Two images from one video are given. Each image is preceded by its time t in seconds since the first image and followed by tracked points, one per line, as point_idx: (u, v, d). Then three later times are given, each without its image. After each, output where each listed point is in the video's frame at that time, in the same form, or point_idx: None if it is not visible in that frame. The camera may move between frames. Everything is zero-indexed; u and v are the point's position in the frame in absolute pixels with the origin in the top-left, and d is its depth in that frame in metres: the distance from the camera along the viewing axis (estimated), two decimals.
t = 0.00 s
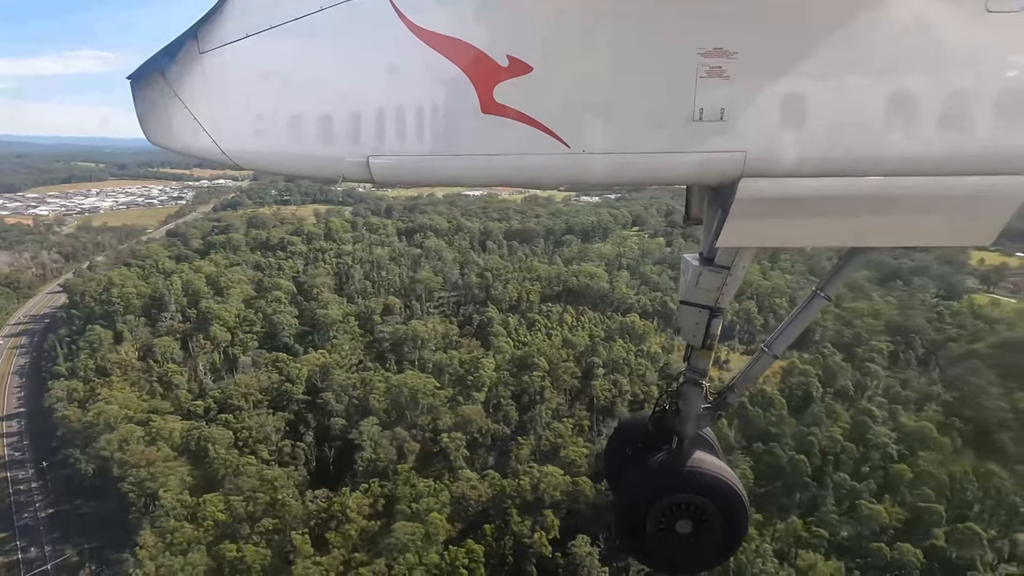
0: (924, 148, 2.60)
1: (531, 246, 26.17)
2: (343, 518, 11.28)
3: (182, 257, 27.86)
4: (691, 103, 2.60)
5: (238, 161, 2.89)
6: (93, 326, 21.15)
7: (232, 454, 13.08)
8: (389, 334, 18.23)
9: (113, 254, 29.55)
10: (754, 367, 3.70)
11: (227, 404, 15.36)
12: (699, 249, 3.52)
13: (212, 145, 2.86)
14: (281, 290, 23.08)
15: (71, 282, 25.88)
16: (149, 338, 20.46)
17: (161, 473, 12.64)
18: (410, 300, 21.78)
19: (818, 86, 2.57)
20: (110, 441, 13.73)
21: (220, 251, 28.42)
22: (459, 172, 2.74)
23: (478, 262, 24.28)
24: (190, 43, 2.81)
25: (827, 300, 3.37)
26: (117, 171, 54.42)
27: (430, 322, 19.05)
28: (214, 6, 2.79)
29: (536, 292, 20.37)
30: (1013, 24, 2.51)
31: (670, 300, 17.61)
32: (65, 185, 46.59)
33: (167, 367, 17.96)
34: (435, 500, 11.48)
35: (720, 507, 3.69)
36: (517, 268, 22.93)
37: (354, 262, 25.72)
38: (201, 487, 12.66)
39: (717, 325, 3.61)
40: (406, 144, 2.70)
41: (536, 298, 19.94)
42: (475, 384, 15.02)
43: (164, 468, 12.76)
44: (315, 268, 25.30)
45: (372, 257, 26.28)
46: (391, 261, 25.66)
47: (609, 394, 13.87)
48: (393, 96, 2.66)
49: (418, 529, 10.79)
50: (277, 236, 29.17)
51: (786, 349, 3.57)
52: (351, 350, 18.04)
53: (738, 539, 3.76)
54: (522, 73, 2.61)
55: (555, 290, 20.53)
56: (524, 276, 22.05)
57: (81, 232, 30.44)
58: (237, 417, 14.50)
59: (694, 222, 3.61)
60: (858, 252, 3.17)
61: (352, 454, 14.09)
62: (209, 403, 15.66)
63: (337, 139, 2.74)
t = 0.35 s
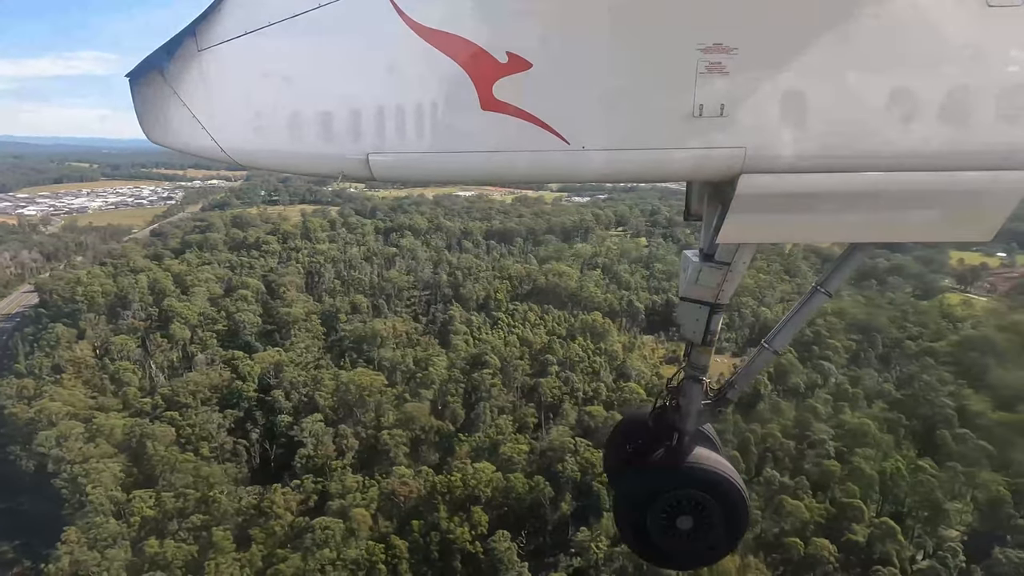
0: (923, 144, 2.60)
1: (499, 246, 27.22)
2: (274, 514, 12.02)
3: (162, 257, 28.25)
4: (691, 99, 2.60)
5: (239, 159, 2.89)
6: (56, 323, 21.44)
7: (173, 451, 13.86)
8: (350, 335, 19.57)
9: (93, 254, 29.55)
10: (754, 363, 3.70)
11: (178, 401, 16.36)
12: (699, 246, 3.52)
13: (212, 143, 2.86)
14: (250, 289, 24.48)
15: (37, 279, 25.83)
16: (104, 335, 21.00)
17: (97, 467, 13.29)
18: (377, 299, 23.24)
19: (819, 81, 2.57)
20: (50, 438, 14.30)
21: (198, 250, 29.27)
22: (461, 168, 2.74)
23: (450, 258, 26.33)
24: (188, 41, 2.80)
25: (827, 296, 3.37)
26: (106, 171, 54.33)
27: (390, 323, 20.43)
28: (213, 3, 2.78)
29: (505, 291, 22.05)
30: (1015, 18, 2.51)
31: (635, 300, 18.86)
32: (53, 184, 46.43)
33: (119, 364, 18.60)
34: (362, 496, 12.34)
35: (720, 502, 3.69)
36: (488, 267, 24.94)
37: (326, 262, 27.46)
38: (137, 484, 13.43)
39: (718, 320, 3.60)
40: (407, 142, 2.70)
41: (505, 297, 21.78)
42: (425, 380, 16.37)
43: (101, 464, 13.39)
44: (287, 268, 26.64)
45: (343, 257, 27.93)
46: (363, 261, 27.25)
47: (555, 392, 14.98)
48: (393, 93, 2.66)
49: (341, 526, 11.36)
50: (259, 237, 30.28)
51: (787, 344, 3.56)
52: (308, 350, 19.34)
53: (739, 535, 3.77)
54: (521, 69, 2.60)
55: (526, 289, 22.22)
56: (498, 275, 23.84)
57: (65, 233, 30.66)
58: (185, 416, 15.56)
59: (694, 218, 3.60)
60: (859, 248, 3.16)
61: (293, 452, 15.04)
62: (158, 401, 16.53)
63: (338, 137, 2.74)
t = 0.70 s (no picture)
0: (923, 146, 2.60)
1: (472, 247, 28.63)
2: (203, 511, 13.14)
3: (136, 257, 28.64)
4: (691, 101, 2.60)
5: (239, 162, 2.89)
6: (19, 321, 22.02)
7: (113, 448, 14.70)
8: (310, 333, 20.85)
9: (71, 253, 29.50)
10: (754, 366, 3.69)
11: (127, 399, 17.23)
12: (700, 248, 3.52)
13: (212, 145, 2.86)
14: (217, 287, 25.29)
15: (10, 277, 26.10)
16: (60, 333, 21.64)
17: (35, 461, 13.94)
18: (346, 299, 24.48)
19: (820, 82, 2.57)
20: None
21: (171, 249, 30.03)
22: (461, 171, 2.74)
23: (420, 259, 27.47)
24: (190, 44, 2.81)
25: (828, 298, 3.37)
26: (97, 170, 54.20)
27: (350, 322, 21.73)
28: (214, 6, 2.79)
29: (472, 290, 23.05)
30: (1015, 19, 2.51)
31: (600, 298, 20.96)
32: (40, 183, 46.30)
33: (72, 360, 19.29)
34: (288, 493, 13.58)
35: (721, 503, 3.68)
36: (460, 266, 26.14)
37: (296, 260, 28.49)
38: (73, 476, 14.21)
39: (718, 323, 3.61)
40: (407, 144, 2.70)
41: (473, 295, 22.91)
42: (372, 379, 17.68)
43: (40, 460, 14.04)
44: (257, 267, 27.49)
45: (313, 256, 29.10)
46: (333, 260, 28.27)
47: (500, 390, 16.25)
48: (393, 96, 2.66)
49: (263, 522, 12.55)
50: (238, 236, 31.13)
51: (787, 347, 3.56)
52: (265, 349, 20.41)
53: (739, 538, 3.76)
54: (521, 72, 2.61)
55: (495, 287, 23.53)
56: (468, 274, 25.09)
57: (48, 232, 30.73)
58: (132, 414, 16.40)
59: (695, 220, 3.60)
60: (858, 250, 3.17)
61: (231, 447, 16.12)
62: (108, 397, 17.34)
63: (338, 140, 2.74)
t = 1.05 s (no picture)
0: (923, 152, 2.61)
1: (449, 246, 29.42)
2: (130, 506, 12.70)
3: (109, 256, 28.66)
4: (691, 107, 2.60)
5: (240, 168, 2.89)
6: None
7: (52, 443, 14.44)
8: (270, 329, 21.15)
9: (51, 253, 29.36)
10: (755, 371, 3.68)
11: (71, 394, 17.05)
12: (700, 253, 3.51)
13: (213, 151, 2.87)
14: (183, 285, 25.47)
15: None
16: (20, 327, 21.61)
17: None
18: (315, 296, 24.88)
19: (820, 88, 2.57)
20: None
21: (147, 247, 30.38)
22: (462, 177, 2.74)
23: (392, 257, 28.11)
24: (191, 52, 2.83)
25: (828, 304, 3.36)
26: (88, 170, 54.07)
27: (310, 318, 21.89)
28: (217, 13, 2.81)
29: (441, 287, 23.63)
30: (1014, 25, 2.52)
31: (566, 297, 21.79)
32: (30, 182, 46.08)
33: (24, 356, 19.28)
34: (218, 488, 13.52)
35: (722, 511, 3.67)
36: (432, 263, 26.81)
37: (268, 257, 28.91)
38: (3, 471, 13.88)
39: (719, 329, 3.60)
40: (407, 150, 2.71)
41: (441, 293, 23.40)
42: (321, 375, 17.75)
43: None
44: (228, 265, 27.80)
45: (287, 253, 29.61)
46: (307, 258, 28.81)
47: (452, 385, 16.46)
48: (393, 102, 2.67)
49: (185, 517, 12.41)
50: (214, 234, 31.62)
51: (787, 353, 3.56)
52: (223, 345, 20.60)
53: (740, 546, 3.74)
54: (522, 79, 2.61)
55: (466, 285, 24.08)
56: (440, 271, 25.69)
57: (31, 232, 30.77)
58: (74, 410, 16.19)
59: (695, 226, 3.61)
60: (857, 258, 3.17)
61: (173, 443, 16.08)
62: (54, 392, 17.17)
63: (338, 146, 2.75)
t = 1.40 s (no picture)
0: (922, 160, 2.62)
1: (425, 245, 29.85)
2: (57, 502, 12.83)
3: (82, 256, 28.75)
4: (691, 115, 2.61)
5: (241, 174, 2.90)
6: None
7: None
8: (231, 326, 21.49)
9: (31, 251, 29.35)
10: (754, 379, 3.69)
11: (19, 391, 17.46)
12: (699, 261, 3.52)
13: (214, 157, 2.88)
14: (152, 282, 25.65)
15: None
16: None
17: None
18: (283, 295, 25.24)
19: (819, 98, 2.59)
20: None
21: (123, 246, 30.60)
22: (462, 184, 2.75)
23: (364, 256, 28.53)
24: (193, 58, 2.84)
25: (828, 312, 3.36)
26: (89, 172, 54.00)
27: (268, 317, 22.21)
28: (219, 20, 2.82)
29: (410, 285, 24.01)
30: (1011, 35, 2.53)
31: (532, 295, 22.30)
32: (22, 183, 46.20)
33: None
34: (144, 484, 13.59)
35: (723, 520, 3.65)
36: (403, 261, 27.26)
37: (241, 256, 29.25)
38: None
39: (719, 336, 3.59)
40: (409, 157, 2.72)
41: (410, 291, 23.84)
42: (272, 373, 18.01)
43: None
44: (199, 263, 28.15)
45: (261, 252, 29.98)
46: (280, 257, 29.17)
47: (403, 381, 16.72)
48: (395, 110, 2.69)
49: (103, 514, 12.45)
50: (191, 232, 31.92)
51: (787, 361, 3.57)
52: (185, 342, 20.91)
53: (742, 555, 3.72)
54: (523, 87, 2.62)
55: (436, 283, 24.57)
56: (410, 268, 26.08)
57: (12, 231, 30.78)
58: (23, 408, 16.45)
59: (694, 233, 3.62)
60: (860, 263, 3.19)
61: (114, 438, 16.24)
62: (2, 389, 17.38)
63: (340, 152, 2.75)
